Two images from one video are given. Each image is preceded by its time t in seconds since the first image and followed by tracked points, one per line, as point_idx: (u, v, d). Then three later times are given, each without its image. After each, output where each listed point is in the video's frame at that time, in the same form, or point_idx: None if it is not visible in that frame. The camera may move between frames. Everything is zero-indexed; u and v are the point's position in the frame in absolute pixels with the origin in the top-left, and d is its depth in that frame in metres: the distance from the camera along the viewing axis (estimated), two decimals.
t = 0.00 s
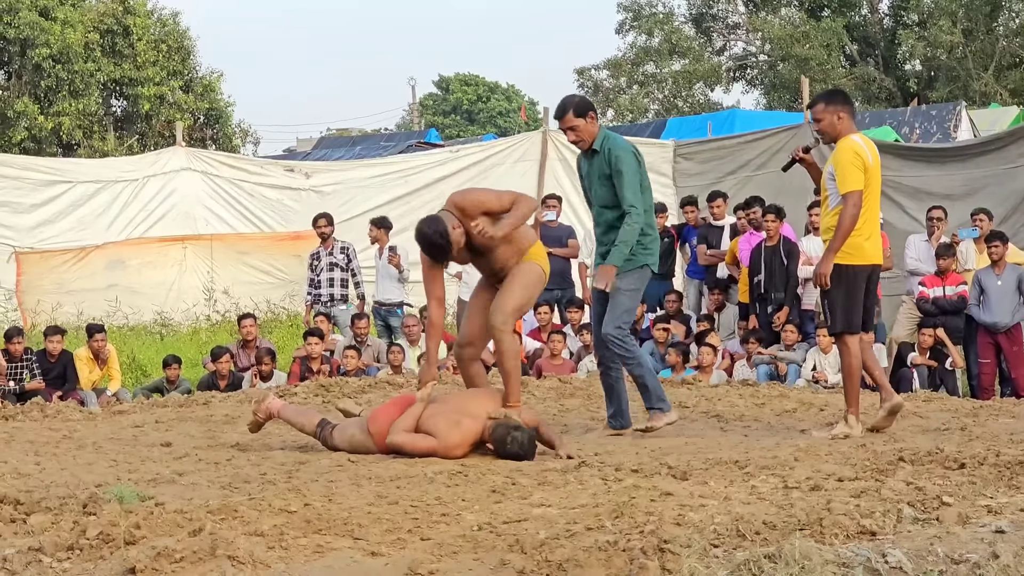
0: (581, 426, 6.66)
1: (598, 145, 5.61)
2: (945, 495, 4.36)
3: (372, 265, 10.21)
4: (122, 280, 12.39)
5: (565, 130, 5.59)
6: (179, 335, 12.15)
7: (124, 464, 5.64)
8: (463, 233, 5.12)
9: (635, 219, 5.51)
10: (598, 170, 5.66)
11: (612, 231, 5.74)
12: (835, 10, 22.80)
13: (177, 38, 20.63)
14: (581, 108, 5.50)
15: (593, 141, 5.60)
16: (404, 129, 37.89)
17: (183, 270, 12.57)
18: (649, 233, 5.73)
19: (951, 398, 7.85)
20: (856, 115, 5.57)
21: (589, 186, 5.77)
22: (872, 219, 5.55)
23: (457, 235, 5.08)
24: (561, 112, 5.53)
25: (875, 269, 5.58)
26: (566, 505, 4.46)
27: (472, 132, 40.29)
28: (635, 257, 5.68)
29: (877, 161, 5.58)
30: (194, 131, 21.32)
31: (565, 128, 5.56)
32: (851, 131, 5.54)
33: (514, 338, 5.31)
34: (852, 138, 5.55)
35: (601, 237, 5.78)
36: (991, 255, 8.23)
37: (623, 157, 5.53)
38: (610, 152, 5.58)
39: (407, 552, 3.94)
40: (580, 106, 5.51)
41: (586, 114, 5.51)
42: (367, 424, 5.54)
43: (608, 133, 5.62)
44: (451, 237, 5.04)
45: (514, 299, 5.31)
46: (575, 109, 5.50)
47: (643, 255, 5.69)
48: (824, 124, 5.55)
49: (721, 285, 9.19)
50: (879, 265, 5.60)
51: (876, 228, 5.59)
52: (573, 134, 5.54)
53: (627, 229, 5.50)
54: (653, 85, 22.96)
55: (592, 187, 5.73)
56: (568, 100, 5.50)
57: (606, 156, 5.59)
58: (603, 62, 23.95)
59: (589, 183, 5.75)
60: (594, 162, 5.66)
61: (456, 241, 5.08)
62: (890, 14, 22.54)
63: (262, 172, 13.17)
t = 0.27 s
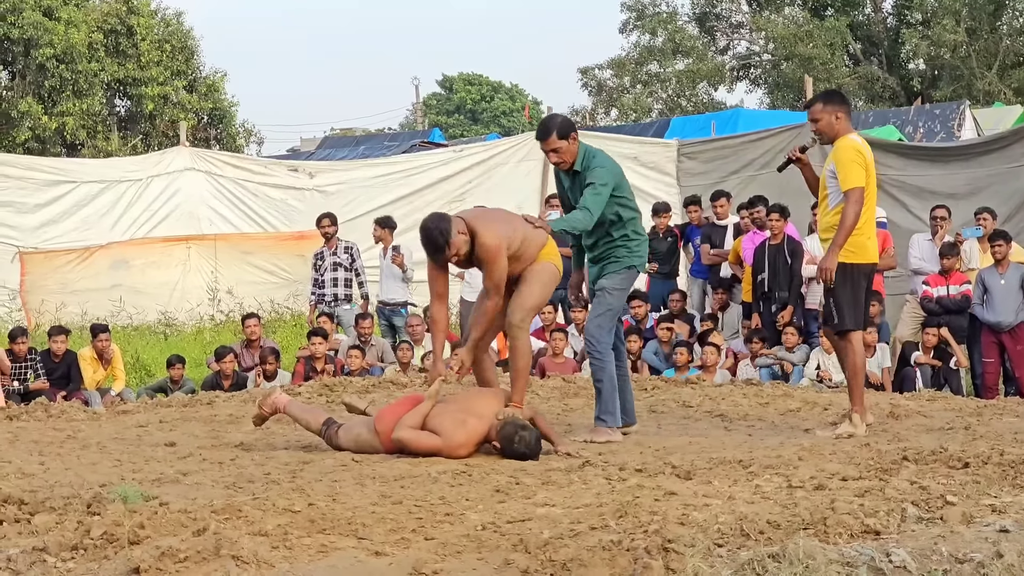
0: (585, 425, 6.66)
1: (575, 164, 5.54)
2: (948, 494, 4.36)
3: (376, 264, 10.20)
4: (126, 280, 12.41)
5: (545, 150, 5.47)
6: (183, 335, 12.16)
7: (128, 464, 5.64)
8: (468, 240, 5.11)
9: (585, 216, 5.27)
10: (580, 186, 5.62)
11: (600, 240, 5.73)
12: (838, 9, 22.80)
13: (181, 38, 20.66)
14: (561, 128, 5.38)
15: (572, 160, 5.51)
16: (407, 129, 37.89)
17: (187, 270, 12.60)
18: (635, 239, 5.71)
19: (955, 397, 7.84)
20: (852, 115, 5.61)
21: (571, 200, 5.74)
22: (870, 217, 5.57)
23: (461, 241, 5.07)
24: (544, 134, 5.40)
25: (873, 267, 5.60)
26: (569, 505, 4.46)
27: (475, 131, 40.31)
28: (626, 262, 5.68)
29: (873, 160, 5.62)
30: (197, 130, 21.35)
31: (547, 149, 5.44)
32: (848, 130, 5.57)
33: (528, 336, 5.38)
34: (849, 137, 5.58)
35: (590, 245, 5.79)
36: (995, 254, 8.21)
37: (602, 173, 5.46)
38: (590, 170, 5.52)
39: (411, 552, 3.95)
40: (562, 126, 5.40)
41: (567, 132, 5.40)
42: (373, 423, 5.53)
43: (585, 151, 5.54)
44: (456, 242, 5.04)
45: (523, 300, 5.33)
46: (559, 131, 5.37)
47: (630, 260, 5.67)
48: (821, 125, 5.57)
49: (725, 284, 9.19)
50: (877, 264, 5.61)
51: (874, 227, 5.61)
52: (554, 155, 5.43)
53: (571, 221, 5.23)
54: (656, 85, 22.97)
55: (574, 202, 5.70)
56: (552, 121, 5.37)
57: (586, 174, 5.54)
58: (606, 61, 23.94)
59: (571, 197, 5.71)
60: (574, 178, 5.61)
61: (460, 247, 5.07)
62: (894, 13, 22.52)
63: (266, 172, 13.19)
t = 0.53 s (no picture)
0: (587, 425, 6.65)
1: (574, 158, 5.52)
2: (951, 494, 4.36)
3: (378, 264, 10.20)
4: (128, 280, 12.42)
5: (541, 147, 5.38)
6: (186, 336, 12.16)
7: (131, 465, 5.65)
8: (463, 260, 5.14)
9: (594, 219, 5.34)
10: (576, 180, 5.59)
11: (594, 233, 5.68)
12: (840, 8, 22.80)
13: (183, 38, 20.68)
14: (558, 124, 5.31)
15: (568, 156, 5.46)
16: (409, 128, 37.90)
17: (189, 271, 12.61)
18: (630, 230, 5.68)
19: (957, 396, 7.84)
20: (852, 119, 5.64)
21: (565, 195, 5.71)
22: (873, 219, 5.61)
23: (457, 263, 5.10)
24: (540, 130, 5.30)
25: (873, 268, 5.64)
26: (572, 504, 4.46)
27: (477, 131, 40.33)
28: (622, 253, 5.63)
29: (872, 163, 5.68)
30: (199, 131, 21.37)
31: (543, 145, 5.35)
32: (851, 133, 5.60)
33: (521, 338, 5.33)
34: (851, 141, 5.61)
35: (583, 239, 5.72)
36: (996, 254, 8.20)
37: (603, 166, 5.47)
38: (588, 163, 5.51)
39: (414, 551, 3.95)
40: (558, 121, 5.32)
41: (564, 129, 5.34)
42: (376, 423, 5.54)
43: (580, 144, 5.53)
44: (450, 263, 5.07)
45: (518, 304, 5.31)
46: (556, 125, 5.29)
47: (628, 252, 5.64)
48: (824, 127, 5.57)
49: (727, 283, 9.20)
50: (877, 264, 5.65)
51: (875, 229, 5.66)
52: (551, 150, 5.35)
53: (579, 225, 5.32)
54: (659, 84, 22.96)
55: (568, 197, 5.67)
56: (546, 116, 5.28)
57: (583, 166, 5.52)
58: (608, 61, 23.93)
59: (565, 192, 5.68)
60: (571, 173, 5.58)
61: (456, 270, 5.10)
62: (896, 12, 22.50)
63: (268, 172, 13.20)
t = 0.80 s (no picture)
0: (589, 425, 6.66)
1: (588, 153, 5.50)
2: (953, 493, 4.37)
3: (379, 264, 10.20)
4: (129, 281, 12.43)
5: (562, 137, 5.33)
6: (188, 336, 12.16)
7: (132, 466, 5.65)
8: (454, 259, 5.19)
9: (595, 220, 5.35)
10: (585, 176, 5.57)
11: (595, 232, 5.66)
12: (841, 8, 22.81)
13: (183, 39, 20.74)
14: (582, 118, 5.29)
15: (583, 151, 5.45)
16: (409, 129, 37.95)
17: (191, 272, 12.60)
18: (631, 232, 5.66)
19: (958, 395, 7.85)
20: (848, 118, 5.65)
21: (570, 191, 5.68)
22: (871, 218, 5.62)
23: (447, 260, 5.16)
24: (565, 122, 5.26)
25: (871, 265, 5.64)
26: (574, 505, 4.46)
27: (478, 132, 40.37)
28: (622, 254, 5.61)
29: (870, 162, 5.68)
30: (200, 131, 21.42)
31: (566, 137, 5.31)
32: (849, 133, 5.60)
33: (520, 337, 5.34)
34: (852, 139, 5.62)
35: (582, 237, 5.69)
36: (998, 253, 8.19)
37: (616, 166, 5.47)
38: (602, 160, 5.50)
39: (416, 552, 3.95)
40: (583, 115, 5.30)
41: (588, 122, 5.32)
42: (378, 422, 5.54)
43: (596, 141, 5.53)
44: (439, 262, 5.13)
45: (514, 303, 5.32)
46: (582, 119, 5.26)
47: (628, 252, 5.63)
48: (823, 126, 5.58)
49: (728, 283, 9.19)
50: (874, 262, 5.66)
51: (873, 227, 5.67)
52: (570, 142, 5.32)
53: (577, 228, 5.33)
54: (660, 84, 22.93)
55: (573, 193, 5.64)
56: (571, 109, 5.24)
57: (596, 163, 5.51)
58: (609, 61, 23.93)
59: (571, 188, 5.65)
60: (582, 169, 5.56)
61: (447, 268, 5.16)
62: (896, 12, 22.50)
63: (269, 173, 13.20)
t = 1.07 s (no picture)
0: (590, 426, 6.67)
1: (608, 149, 5.49)
2: (953, 493, 4.37)
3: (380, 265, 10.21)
4: (130, 283, 12.42)
5: (588, 129, 5.33)
6: (189, 338, 12.16)
7: (133, 467, 5.65)
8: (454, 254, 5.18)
9: (615, 223, 5.45)
10: (602, 172, 5.56)
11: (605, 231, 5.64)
12: (841, 8, 22.81)
13: (184, 41, 20.82)
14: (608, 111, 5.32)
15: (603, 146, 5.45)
16: (410, 130, 37.96)
17: (192, 273, 12.61)
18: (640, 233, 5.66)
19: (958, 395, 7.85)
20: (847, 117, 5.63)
21: (584, 186, 5.66)
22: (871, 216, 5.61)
23: (447, 256, 5.14)
24: (593, 113, 5.27)
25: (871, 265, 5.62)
26: (575, 505, 4.46)
27: (478, 132, 40.40)
28: (631, 256, 5.59)
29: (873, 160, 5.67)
30: (201, 132, 21.44)
31: (592, 130, 5.31)
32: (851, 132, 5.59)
33: (522, 337, 5.33)
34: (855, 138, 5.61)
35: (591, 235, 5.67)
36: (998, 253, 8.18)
37: (636, 168, 5.46)
38: (621, 157, 5.49)
39: (416, 553, 3.95)
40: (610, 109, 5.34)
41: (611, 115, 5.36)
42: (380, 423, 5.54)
43: (616, 138, 5.52)
44: (439, 256, 5.11)
45: (514, 302, 5.32)
46: (609, 113, 5.29)
47: (636, 255, 5.60)
48: (822, 126, 5.58)
49: (729, 284, 9.19)
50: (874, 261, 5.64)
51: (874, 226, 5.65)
52: (595, 134, 5.32)
53: (597, 231, 5.41)
54: (660, 84, 22.90)
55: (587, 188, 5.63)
56: (600, 101, 5.27)
57: (616, 159, 5.50)
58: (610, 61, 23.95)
59: (585, 181, 5.64)
60: (601, 165, 5.54)
61: (446, 262, 5.14)
62: (897, 12, 22.50)
63: (269, 174, 13.20)
